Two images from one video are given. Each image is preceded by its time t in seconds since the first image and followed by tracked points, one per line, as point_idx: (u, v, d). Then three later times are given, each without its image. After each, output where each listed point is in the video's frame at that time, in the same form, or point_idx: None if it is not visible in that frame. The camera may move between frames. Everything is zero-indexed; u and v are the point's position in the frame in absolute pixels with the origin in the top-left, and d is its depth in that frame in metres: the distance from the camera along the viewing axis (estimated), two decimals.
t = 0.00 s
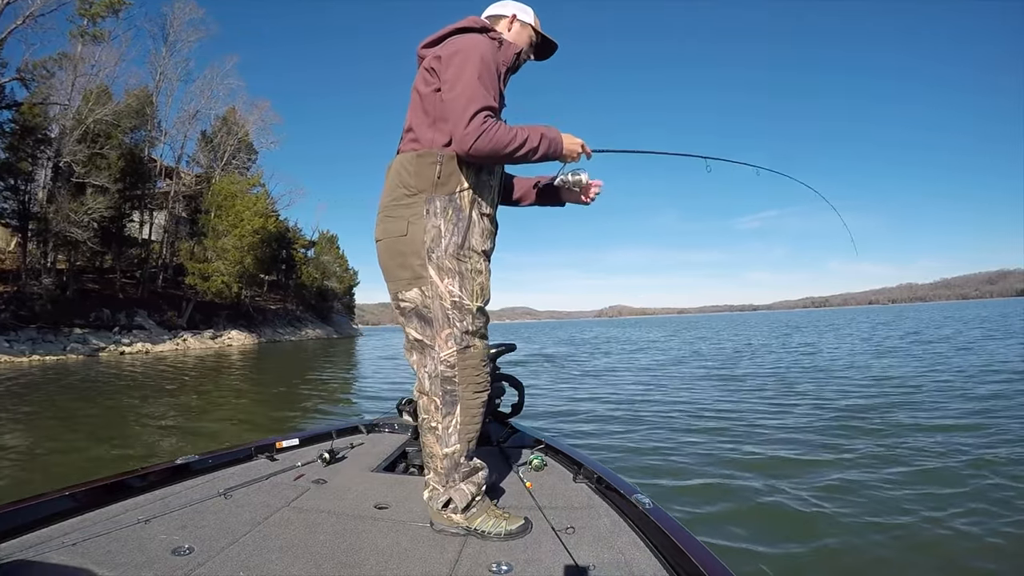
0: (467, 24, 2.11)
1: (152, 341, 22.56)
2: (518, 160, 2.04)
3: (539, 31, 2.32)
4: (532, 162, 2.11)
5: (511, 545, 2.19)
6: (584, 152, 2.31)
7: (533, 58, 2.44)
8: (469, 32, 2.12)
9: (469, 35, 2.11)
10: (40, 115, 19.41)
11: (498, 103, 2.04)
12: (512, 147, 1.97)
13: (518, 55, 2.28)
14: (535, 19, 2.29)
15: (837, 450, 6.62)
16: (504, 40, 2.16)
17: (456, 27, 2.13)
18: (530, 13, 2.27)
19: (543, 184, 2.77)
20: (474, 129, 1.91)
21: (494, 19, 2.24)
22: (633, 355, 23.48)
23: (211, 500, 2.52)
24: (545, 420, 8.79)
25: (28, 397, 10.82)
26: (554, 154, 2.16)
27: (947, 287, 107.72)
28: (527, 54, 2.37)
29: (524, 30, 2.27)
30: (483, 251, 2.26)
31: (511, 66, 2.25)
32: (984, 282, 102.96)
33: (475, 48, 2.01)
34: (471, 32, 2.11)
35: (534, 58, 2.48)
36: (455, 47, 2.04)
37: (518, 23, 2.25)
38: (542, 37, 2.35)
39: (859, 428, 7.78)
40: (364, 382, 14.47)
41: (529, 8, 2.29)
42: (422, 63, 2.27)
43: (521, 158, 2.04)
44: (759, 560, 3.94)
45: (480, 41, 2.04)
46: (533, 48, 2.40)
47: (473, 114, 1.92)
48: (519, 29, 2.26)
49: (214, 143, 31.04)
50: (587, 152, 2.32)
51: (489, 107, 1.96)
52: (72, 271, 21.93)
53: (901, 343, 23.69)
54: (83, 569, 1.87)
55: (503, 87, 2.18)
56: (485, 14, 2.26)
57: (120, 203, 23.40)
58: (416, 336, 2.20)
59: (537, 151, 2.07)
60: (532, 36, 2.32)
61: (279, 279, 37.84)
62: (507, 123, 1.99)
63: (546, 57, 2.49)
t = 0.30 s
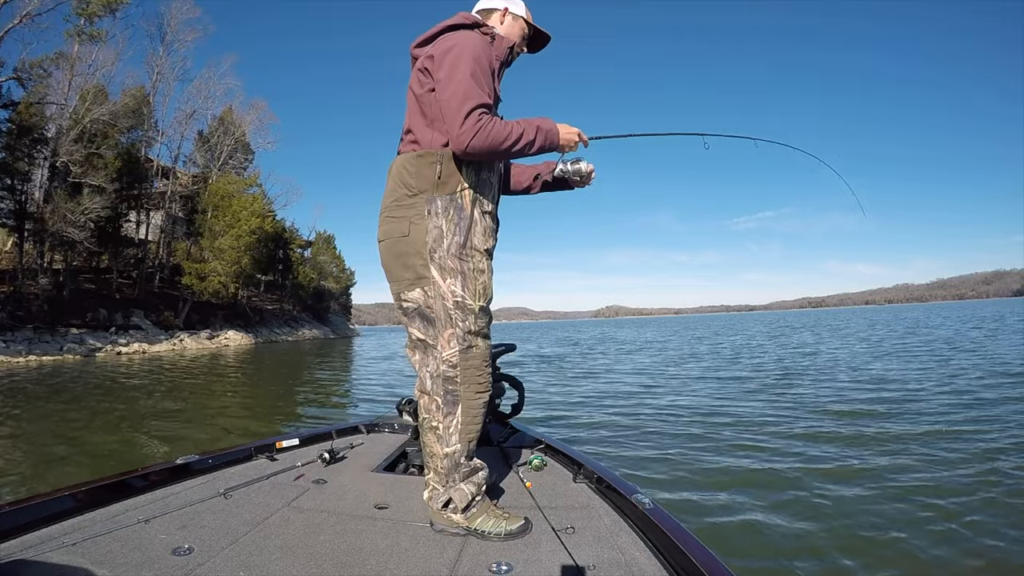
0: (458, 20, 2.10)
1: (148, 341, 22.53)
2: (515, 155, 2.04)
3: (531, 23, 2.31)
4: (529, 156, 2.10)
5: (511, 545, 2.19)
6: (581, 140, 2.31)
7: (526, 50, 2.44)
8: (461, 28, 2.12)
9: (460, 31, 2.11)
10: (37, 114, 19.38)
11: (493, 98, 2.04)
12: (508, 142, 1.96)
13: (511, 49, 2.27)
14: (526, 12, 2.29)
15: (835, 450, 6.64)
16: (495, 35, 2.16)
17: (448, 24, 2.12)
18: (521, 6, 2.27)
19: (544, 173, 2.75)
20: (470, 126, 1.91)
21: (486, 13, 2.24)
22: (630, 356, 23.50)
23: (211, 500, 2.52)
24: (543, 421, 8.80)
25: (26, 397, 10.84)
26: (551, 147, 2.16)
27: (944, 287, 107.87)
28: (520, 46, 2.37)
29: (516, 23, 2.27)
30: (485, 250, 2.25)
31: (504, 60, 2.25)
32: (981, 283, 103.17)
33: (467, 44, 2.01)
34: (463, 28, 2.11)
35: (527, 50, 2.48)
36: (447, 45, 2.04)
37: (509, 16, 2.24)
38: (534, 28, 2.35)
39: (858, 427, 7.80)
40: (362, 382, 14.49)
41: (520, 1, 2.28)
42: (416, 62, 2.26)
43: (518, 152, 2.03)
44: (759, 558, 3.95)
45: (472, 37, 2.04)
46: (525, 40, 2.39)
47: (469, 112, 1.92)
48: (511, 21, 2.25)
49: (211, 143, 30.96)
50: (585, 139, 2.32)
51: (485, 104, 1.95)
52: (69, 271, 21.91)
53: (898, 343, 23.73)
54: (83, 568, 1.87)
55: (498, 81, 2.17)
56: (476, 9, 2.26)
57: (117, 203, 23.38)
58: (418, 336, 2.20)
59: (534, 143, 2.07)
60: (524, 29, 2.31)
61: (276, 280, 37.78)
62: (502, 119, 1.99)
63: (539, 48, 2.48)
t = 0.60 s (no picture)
0: (452, 18, 2.11)
1: (145, 341, 22.50)
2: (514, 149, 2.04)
3: (525, 22, 2.32)
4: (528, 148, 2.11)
5: (511, 545, 2.19)
6: (580, 129, 2.31)
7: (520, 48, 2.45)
8: (455, 26, 2.12)
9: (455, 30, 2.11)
10: (33, 113, 19.33)
11: (491, 95, 2.04)
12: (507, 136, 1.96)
13: (505, 47, 2.27)
14: (521, 10, 2.28)
15: (833, 449, 6.65)
16: (490, 33, 2.16)
17: (442, 22, 2.13)
18: (515, 4, 2.26)
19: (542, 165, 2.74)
20: (469, 123, 1.92)
21: (480, 12, 2.24)
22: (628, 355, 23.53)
23: (211, 500, 2.52)
24: (542, 420, 8.82)
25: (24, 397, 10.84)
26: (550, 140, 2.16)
27: (941, 287, 108.17)
28: (515, 44, 2.37)
29: (511, 21, 2.27)
30: (487, 249, 2.25)
31: (500, 57, 2.24)
32: (978, 283, 103.45)
33: (462, 43, 2.02)
34: (457, 27, 2.11)
35: (520, 48, 2.48)
36: (443, 43, 2.04)
37: (504, 14, 2.24)
38: (528, 27, 2.36)
39: (856, 427, 7.82)
40: (359, 382, 14.53)
41: None
42: (410, 62, 2.27)
43: (518, 145, 2.04)
44: (758, 555, 3.96)
45: (467, 35, 2.04)
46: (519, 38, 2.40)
47: (467, 109, 1.93)
48: (506, 20, 2.25)
49: (207, 143, 30.90)
50: (583, 128, 2.32)
51: (483, 100, 1.96)
52: (66, 271, 21.86)
53: (895, 343, 23.78)
54: (84, 569, 1.86)
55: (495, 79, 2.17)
56: (471, 7, 2.26)
57: (114, 203, 23.31)
58: (421, 335, 2.20)
59: (533, 136, 2.07)
60: (518, 27, 2.32)
61: (273, 279, 37.66)
62: (501, 113, 1.99)
63: (532, 46, 2.48)
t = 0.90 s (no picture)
0: (453, 18, 2.11)
1: (142, 341, 22.45)
2: (519, 145, 2.04)
3: (525, 21, 2.32)
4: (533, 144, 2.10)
5: (512, 545, 2.19)
6: (585, 121, 2.30)
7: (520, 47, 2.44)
8: (456, 27, 2.12)
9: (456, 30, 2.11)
10: (30, 113, 19.27)
11: (493, 92, 2.04)
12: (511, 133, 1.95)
13: (505, 47, 2.27)
14: (520, 9, 2.28)
15: (830, 449, 6.68)
16: (491, 32, 2.16)
17: (443, 23, 2.13)
18: (514, 3, 2.26)
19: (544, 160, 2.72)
20: (473, 121, 1.92)
21: (480, 12, 2.24)
22: (625, 355, 23.56)
23: (211, 500, 2.52)
24: (540, 420, 8.82)
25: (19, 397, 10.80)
26: (554, 134, 2.14)
27: (937, 288, 108.42)
28: (515, 44, 2.37)
29: (511, 21, 2.27)
30: (490, 249, 2.25)
31: (501, 57, 2.24)
32: (974, 283, 103.73)
33: (464, 42, 2.02)
34: (458, 27, 2.11)
35: (520, 47, 2.48)
36: (444, 43, 2.05)
37: (504, 14, 2.24)
38: (529, 25, 2.35)
39: (855, 427, 7.84)
40: (357, 382, 14.53)
41: None
42: (412, 63, 2.27)
43: (524, 140, 2.03)
44: (758, 556, 3.96)
45: (468, 34, 2.04)
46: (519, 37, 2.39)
47: (470, 107, 1.93)
48: (506, 20, 2.25)
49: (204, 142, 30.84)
50: (589, 121, 2.31)
51: (486, 97, 1.96)
52: (63, 270, 21.80)
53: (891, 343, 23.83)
54: (84, 568, 1.86)
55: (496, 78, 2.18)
56: (470, 8, 2.26)
57: (112, 202, 23.25)
58: (424, 334, 2.20)
59: (537, 130, 2.06)
60: (519, 26, 2.31)
61: (269, 279, 37.57)
62: (504, 110, 1.98)
63: (533, 44, 2.48)
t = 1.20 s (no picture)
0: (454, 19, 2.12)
1: (139, 341, 22.40)
2: (514, 147, 2.03)
3: (528, 22, 2.32)
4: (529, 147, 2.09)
5: (511, 545, 2.19)
6: (586, 132, 2.29)
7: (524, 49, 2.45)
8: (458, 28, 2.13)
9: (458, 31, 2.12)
10: (27, 112, 19.21)
11: (490, 92, 2.04)
12: (505, 132, 1.95)
13: (507, 49, 2.28)
14: (523, 10, 2.29)
15: (828, 450, 6.70)
16: (493, 34, 2.16)
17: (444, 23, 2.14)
18: (517, 5, 2.27)
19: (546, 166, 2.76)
20: (465, 117, 1.91)
21: (483, 13, 2.24)
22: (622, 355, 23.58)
23: (210, 500, 2.51)
24: (538, 421, 8.82)
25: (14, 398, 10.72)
26: (551, 138, 2.13)
27: (933, 289, 108.74)
28: (518, 47, 2.37)
29: (513, 22, 2.27)
30: (488, 249, 2.25)
31: (503, 59, 2.24)
32: (970, 284, 104.09)
33: (463, 41, 2.02)
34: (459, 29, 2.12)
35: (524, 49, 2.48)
36: (444, 42, 2.05)
37: (506, 15, 2.24)
38: (533, 28, 2.36)
39: (852, 428, 7.86)
40: (354, 382, 14.52)
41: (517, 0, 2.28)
42: (414, 62, 2.28)
43: (518, 143, 2.02)
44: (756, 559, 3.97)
45: (468, 33, 2.05)
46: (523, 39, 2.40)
47: (464, 104, 1.93)
48: (508, 21, 2.25)
49: (201, 142, 30.78)
50: (590, 132, 2.30)
51: (480, 96, 1.96)
52: (59, 270, 21.73)
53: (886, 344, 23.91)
54: (83, 569, 1.85)
55: (497, 79, 2.18)
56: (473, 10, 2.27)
57: (109, 202, 23.19)
58: (422, 333, 2.20)
59: (532, 133, 2.04)
60: (522, 28, 2.32)
61: (266, 279, 37.50)
62: (499, 110, 1.98)
63: (537, 46, 2.48)
